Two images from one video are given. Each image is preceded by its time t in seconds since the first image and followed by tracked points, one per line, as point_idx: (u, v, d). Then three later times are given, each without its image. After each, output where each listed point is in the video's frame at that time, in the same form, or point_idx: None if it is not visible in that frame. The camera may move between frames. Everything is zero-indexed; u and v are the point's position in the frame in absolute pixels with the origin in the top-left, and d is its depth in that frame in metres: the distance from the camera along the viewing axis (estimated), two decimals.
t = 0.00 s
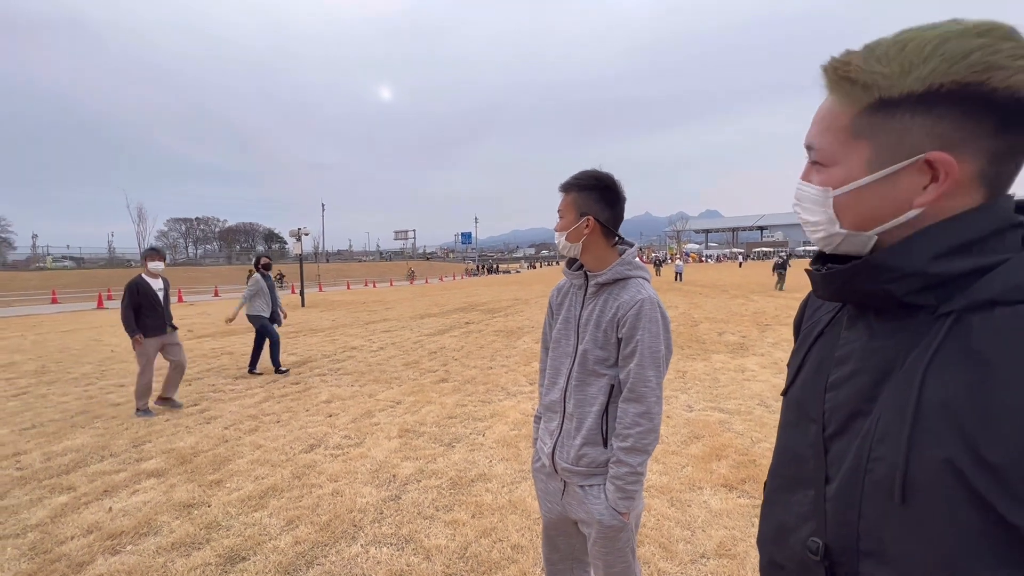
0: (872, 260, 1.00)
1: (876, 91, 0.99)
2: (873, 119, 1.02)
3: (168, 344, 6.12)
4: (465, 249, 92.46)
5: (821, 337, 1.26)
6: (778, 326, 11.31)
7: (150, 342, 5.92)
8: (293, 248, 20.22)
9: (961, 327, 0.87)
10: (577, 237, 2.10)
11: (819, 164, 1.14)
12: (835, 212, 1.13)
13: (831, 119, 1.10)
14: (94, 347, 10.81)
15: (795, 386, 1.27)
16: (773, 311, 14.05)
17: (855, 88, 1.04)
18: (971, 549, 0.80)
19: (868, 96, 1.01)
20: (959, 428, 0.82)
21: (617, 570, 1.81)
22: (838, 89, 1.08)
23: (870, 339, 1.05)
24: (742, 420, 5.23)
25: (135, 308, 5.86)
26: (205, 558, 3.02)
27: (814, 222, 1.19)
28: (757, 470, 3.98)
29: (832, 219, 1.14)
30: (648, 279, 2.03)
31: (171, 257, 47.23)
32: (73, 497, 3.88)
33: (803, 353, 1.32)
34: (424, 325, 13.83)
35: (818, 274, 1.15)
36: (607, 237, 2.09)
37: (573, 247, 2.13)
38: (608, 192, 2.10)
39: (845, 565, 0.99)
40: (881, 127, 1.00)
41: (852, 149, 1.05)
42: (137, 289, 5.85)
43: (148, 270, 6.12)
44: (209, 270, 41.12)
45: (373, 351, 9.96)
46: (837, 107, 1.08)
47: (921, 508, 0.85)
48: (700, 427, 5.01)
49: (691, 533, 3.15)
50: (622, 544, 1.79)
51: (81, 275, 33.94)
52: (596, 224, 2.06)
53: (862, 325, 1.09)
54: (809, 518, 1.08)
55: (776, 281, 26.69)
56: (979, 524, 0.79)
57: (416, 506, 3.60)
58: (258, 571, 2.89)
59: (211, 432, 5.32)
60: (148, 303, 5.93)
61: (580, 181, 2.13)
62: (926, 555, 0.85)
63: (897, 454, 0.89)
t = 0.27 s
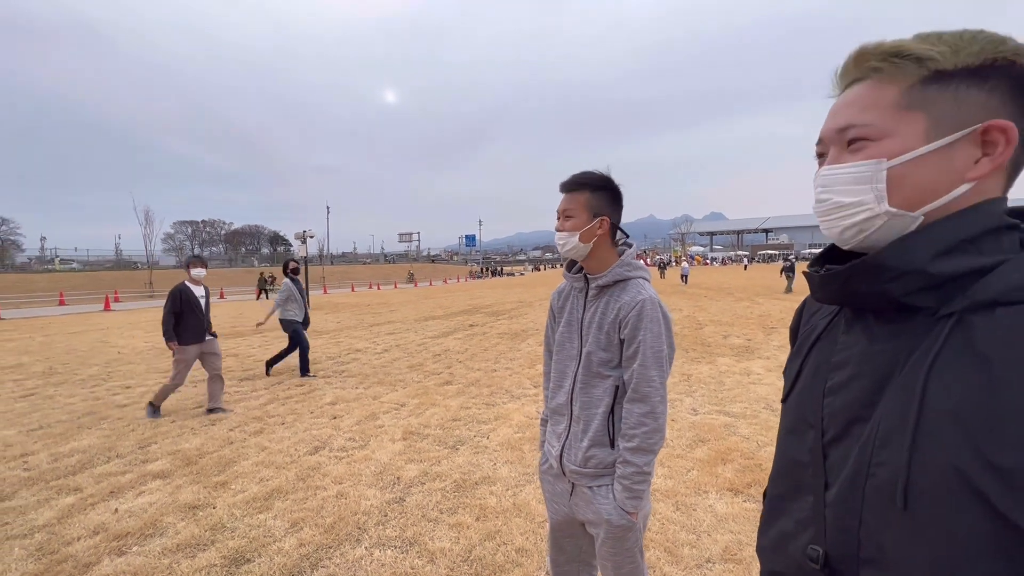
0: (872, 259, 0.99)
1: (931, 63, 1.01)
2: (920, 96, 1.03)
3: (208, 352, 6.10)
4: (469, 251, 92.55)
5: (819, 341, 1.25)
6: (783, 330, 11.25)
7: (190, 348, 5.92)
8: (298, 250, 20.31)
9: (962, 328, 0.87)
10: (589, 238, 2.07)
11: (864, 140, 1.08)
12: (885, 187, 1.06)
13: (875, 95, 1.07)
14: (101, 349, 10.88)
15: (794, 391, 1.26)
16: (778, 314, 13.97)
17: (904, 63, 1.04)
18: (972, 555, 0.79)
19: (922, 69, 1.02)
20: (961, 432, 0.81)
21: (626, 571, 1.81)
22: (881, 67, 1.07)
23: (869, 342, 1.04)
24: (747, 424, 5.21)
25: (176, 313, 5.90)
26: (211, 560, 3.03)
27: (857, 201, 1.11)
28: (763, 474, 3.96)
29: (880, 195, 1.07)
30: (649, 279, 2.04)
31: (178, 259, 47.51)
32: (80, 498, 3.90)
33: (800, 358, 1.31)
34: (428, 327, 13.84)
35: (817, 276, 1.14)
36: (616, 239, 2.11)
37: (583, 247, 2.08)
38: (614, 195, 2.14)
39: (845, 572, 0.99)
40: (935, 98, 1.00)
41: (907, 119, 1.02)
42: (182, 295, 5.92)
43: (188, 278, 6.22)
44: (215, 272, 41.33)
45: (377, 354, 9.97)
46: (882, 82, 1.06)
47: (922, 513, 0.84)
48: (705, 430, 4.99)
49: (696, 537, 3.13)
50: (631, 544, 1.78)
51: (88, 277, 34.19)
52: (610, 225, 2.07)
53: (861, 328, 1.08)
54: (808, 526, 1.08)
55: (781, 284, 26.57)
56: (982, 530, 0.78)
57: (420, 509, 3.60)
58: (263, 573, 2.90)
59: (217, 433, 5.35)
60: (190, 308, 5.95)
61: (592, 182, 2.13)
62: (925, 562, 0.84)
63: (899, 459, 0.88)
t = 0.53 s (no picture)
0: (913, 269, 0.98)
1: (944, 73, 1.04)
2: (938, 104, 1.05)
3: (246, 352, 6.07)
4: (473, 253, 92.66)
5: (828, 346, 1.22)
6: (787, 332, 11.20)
7: (230, 346, 5.87)
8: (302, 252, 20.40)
9: (996, 331, 0.86)
10: (607, 240, 2.08)
11: (927, 146, 1.04)
12: (970, 189, 1.03)
13: (909, 102, 1.04)
14: (107, 350, 10.94)
15: (801, 397, 1.22)
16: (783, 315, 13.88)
17: (921, 72, 1.04)
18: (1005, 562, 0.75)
19: (937, 78, 1.04)
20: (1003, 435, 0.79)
21: (638, 571, 1.80)
22: (903, 76, 1.05)
23: (889, 346, 1.02)
24: (751, 426, 5.18)
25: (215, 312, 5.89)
26: (215, 560, 3.04)
27: (944, 210, 1.05)
28: (767, 477, 3.93)
29: (965, 200, 1.04)
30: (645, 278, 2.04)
31: (183, 261, 47.78)
32: (86, 498, 3.92)
33: (805, 363, 1.28)
34: (432, 329, 13.87)
35: (843, 280, 1.12)
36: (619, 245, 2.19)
37: (603, 251, 2.06)
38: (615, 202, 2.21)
39: None
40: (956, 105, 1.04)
41: (956, 123, 1.03)
42: (222, 294, 5.95)
43: (228, 279, 6.26)
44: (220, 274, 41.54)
45: (381, 355, 9.99)
46: (907, 90, 1.04)
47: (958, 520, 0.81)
48: (709, 433, 4.97)
49: (700, 540, 3.12)
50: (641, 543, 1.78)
51: (95, 278, 34.45)
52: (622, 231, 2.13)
53: (880, 332, 1.06)
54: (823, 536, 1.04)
55: (785, 286, 26.45)
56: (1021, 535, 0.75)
57: (424, 511, 3.60)
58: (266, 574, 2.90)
59: (221, 435, 5.37)
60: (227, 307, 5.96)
61: (595, 187, 2.14)
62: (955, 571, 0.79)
63: (932, 463, 0.86)
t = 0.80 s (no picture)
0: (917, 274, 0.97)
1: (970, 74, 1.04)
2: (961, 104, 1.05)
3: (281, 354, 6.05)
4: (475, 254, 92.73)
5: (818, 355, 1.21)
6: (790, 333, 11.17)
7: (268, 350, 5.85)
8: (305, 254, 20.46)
9: (1000, 338, 0.88)
10: (610, 243, 2.10)
11: (942, 143, 1.04)
12: (976, 192, 1.04)
13: (936, 97, 1.03)
14: (111, 351, 11.00)
15: (796, 407, 1.21)
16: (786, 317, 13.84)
17: (949, 70, 1.04)
18: None
19: (963, 78, 1.04)
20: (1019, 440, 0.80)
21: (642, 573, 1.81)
22: (932, 70, 1.04)
23: (891, 354, 1.01)
24: (754, 428, 5.17)
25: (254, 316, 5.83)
26: (218, 561, 3.06)
27: (948, 209, 1.06)
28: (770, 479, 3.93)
29: (969, 202, 1.05)
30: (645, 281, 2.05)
31: (187, 262, 47.97)
32: (90, 499, 3.95)
33: (794, 372, 1.26)
34: (434, 330, 13.89)
35: (844, 289, 1.10)
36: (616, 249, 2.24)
37: (607, 255, 2.09)
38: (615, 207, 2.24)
39: None
40: (976, 108, 1.05)
41: (973, 126, 1.04)
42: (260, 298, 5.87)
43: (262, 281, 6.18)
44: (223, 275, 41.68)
45: (383, 357, 10.01)
46: (935, 85, 1.03)
47: (979, 529, 0.81)
48: (711, 435, 4.97)
49: (702, 542, 3.12)
50: (645, 544, 1.79)
51: (99, 279, 34.61)
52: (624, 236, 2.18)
53: (879, 341, 1.05)
54: (830, 548, 1.02)
55: (788, 287, 26.37)
56: None
57: (426, 512, 3.61)
58: None
59: (225, 436, 5.39)
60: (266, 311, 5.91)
61: (602, 191, 2.16)
62: None
63: (950, 471, 0.85)
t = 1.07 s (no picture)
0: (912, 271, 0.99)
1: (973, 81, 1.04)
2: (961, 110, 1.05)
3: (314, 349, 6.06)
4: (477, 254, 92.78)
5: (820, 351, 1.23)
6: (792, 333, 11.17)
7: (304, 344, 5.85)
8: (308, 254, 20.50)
9: (995, 332, 0.89)
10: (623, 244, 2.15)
11: (933, 149, 1.05)
12: (963, 197, 1.05)
13: (933, 103, 1.04)
14: (115, 351, 11.05)
15: (799, 402, 1.22)
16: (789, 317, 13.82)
17: (950, 76, 1.05)
18: None
19: (965, 84, 1.04)
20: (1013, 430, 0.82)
21: (646, 570, 1.82)
22: (933, 76, 1.05)
23: (890, 348, 1.03)
24: (756, 427, 5.18)
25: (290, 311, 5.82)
26: (224, 559, 3.08)
27: (934, 213, 1.07)
28: (772, 478, 3.94)
29: (956, 206, 1.05)
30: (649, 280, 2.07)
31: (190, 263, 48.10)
32: (96, 497, 3.98)
33: (799, 369, 1.28)
34: (437, 330, 13.91)
35: (845, 286, 1.13)
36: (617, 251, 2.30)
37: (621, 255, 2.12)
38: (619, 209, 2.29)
39: None
40: (977, 115, 1.05)
41: (969, 133, 1.04)
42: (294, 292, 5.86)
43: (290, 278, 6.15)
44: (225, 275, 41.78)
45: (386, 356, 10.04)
46: (933, 91, 1.04)
47: (976, 517, 0.82)
48: (713, 434, 4.97)
49: (705, 541, 3.13)
50: (649, 541, 1.81)
51: (102, 280, 34.72)
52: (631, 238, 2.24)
53: (879, 336, 1.07)
54: (833, 538, 1.03)
55: (790, 287, 26.33)
56: None
57: (429, 511, 3.63)
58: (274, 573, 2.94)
59: (229, 435, 5.42)
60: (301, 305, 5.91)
61: (616, 192, 2.19)
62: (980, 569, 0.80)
63: (947, 461, 0.87)
